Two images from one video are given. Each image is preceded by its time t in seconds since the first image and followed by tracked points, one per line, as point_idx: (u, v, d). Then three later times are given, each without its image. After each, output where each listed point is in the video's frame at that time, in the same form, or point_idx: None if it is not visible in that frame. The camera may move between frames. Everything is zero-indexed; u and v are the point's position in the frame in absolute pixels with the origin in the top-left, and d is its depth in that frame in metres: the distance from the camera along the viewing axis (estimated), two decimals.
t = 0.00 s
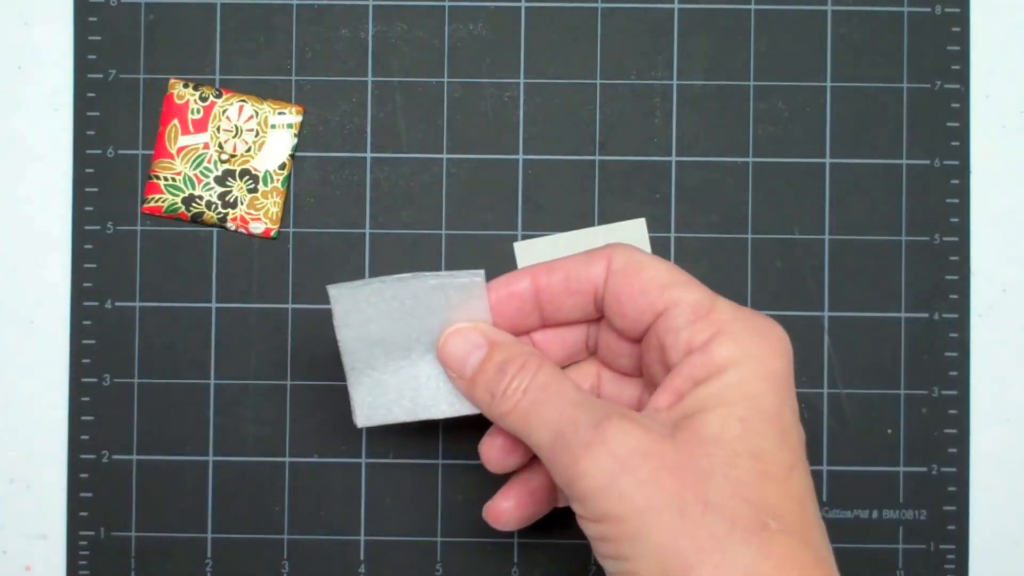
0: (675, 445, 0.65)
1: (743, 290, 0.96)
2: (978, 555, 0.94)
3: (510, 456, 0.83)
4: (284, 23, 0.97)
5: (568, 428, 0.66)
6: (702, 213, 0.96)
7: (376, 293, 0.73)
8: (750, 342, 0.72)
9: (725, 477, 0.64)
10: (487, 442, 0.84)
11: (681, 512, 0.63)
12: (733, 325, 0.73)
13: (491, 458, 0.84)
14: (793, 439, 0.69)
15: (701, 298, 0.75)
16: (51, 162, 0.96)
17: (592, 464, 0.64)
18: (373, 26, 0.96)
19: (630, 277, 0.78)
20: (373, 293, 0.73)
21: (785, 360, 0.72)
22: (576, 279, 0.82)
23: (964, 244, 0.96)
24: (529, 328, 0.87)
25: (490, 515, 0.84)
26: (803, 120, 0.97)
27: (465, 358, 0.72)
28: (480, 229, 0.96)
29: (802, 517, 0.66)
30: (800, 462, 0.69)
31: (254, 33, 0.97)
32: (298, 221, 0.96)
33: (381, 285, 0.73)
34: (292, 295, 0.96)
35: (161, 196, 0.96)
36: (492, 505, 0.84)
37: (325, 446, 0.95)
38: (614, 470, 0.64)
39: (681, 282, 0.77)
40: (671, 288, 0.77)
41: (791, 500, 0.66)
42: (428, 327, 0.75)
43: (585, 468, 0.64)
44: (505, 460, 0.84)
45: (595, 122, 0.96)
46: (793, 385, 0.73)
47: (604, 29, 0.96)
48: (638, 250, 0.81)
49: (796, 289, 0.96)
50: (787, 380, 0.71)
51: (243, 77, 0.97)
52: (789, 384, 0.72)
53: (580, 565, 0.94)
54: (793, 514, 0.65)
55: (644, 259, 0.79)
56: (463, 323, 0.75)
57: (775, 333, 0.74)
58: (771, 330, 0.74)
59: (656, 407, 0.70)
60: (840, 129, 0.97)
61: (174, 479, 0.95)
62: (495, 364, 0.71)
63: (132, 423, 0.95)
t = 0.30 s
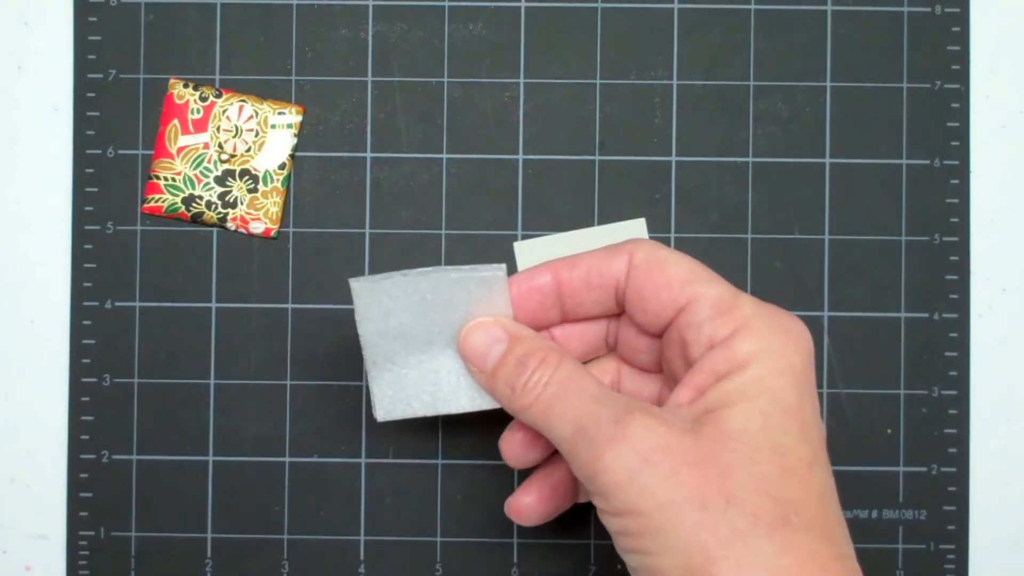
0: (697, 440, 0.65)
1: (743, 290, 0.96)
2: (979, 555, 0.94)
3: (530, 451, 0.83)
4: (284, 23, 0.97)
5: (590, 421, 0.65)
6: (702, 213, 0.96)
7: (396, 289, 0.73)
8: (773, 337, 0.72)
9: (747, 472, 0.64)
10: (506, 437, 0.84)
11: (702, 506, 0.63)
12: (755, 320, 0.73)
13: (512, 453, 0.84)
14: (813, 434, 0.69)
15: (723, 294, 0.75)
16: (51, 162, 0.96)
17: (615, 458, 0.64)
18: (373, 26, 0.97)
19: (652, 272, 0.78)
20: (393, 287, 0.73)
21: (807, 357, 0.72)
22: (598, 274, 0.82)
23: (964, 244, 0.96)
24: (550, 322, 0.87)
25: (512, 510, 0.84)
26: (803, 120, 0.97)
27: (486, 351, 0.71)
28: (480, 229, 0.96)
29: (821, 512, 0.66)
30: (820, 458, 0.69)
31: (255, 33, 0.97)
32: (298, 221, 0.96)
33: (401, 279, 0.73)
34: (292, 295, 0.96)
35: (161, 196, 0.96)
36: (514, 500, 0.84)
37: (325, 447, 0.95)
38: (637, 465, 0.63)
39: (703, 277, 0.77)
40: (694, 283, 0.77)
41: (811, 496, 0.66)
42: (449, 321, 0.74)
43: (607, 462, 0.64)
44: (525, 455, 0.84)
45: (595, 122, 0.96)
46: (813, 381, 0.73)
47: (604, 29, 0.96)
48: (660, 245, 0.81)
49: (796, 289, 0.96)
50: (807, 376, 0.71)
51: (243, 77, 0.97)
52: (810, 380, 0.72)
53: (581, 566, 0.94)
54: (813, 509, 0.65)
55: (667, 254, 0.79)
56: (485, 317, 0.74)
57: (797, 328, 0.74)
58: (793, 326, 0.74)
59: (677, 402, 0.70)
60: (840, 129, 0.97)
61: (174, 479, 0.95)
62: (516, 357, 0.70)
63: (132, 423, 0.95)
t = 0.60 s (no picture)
0: (678, 419, 0.65)
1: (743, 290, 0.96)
2: (979, 555, 0.94)
3: (511, 437, 0.84)
4: (284, 23, 0.97)
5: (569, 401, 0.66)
6: (702, 213, 0.96)
7: (377, 274, 0.73)
8: (752, 317, 0.72)
9: (727, 451, 0.64)
10: (488, 423, 0.84)
11: (684, 485, 0.62)
12: (735, 302, 0.73)
13: (494, 440, 0.84)
14: (794, 414, 0.69)
15: (703, 276, 0.75)
16: (50, 162, 0.96)
17: (595, 437, 0.64)
18: (373, 26, 0.97)
19: (632, 255, 0.79)
20: (374, 272, 0.73)
21: (787, 337, 0.72)
22: (579, 258, 0.82)
23: (964, 243, 0.96)
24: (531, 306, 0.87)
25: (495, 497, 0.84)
26: (803, 120, 0.97)
27: (466, 334, 0.71)
28: (480, 229, 0.96)
29: (805, 491, 0.66)
30: (802, 437, 0.69)
31: (255, 33, 0.97)
32: (298, 221, 0.96)
33: (382, 263, 0.73)
34: (292, 295, 0.96)
35: (161, 195, 0.96)
36: (497, 486, 0.84)
37: (324, 447, 0.95)
38: (618, 445, 0.63)
39: (684, 260, 0.77)
40: (674, 266, 0.77)
41: (794, 475, 0.66)
42: (431, 305, 0.74)
43: (588, 442, 0.64)
44: (507, 441, 0.84)
45: (595, 122, 0.96)
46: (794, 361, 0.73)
47: (604, 29, 0.96)
48: (640, 229, 0.81)
49: (797, 289, 0.96)
50: (788, 356, 0.72)
51: (243, 77, 0.97)
52: (791, 360, 0.72)
53: (580, 566, 0.94)
54: (796, 487, 0.65)
55: (647, 238, 0.79)
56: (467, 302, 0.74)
57: (777, 308, 0.74)
58: (773, 306, 0.74)
59: (658, 384, 0.70)
60: (840, 129, 0.97)
61: (174, 479, 0.95)
62: (497, 340, 0.70)
63: (132, 423, 0.95)
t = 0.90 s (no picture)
0: (701, 406, 0.65)
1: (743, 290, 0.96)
2: (979, 555, 0.94)
3: (531, 424, 0.84)
4: (284, 22, 0.97)
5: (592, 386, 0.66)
6: (702, 213, 0.96)
7: (399, 255, 0.73)
8: (776, 307, 0.72)
9: (749, 439, 0.64)
10: (506, 410, 0.84)
11: (705, 472, 0.62)
12: (759, 291, 0.73)
13: (513, 426, 0.84)
14: (816, 404, 0.69)
15: (726, 265, 0.76)
16: (50, 162, 0.96)
17: (617, 422, 0.64)
18: (373, 26, 0.96)
19: (656, 244, 0.79)
20: (396, 252, 0.73)
21: (810, 327, 0.73)
22: (601, 245, 0.83)
23: (964, 243, 0.96)
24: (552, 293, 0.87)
25: (514, 483, 0.85)
26: (803, 120, 0.97)
27: (488, 318, 0.71)
28: (480, 229, 0.96)
29: (825, 481, 0.66)
30: (823, 428, 0.69)
31: (255, 33, 0.97)
32: (298, 221, 0.96)
33: (405, 243, 0.73)
34: (292, 295, 0.95)
35: (161, 195, 0.96)
36: (516, 472, 0.85)
37: (324, 447, 0.95)
38: (640, 431, 0.63)
39: (707, 249, 0.78)
40: (696, 255, 0.77)
41: (815, 465, 0.66)
42: (452, 288, 0.74)
43: (610, 427, 0.64)
44: (526, 428, 0.84)
45: (595, 122, 0.96)
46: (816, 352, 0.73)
47: (604, 29, 0.96)
48: (663, 218, 0.82)
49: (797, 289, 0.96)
50: (810, 347, 0.72)
51: (243, 76, 0.97)
52: (813, 351, 0.72)
53: (580, 566, 0.94)
54: (817, 478, 0.65)
55: (671, 227, 0.80)
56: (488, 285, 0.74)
57: (800, 299, 0.74)
58: (796, 297, 0.74)
59: (680, 371, 0.70)
60: (840, 129, 0.97)
61: (174, 479, 0.95)
62: (520, 324, 0.70)
63: (132, 423, 0.95)
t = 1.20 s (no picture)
0: (742, 407, 0.65)
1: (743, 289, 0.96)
2: (977, 554, 0.95)
3: (565, 415, 0.84)
4: (284, 22, 0.97)
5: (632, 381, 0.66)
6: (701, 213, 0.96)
7: (443, 238, 0.72)
8: (823, 308, 0.72)
9: (790, 441, 0.64)
10: (541, 401, 0.84)
11: (743, 473, 0.63)
12: (805, 292, 0.73)
13: (547, 417, 0.84)
14: (858, 409, 0.69)
15: (773, 264, 0.76)
16: (51, 162, 0.96)
17: (658, 418, 0.64)
18: (373, 26, 0.97)
19: (703, 239, 0.80)
20: (440, 235, 0.72)
21: (856, 331, 0.72)
22: (647, 237, 0.83)
23: (963, 243, 0.96)
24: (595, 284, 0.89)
25: (544, 473, 0.85)
26: (802, 120, 0.97)
27: (529, 307, 0.71)
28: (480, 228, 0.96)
29: (861, 486, 0.66)
30: (862, 433, 0.69)
31: (254, 33, 0.97)
32: (297, 220, 0.96)
33: (449, 226, 0.72)
34: (291, 294, 0.96)
35: (161, 195, 0.96)
36: (547, 463, 0.85)
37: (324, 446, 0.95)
38: (680, 429, 0.63)
39: (753, 247, 0.78)
40: (742, 253, 0.77)
41: (852, 470, 0.66)
42: (495, 274, 0.73)
43: (650, 423, 0.64)
44: (561, 419, 0.84)
45: (594, 122, 0.96)
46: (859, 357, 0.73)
47: (603, 28, 0.97)
48: (709, 214, 0.82)
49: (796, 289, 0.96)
50: (854, 352, 0.71)
51: (243, 76, 0.97)
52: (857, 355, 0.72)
53: (579, 566, 0.95)
54: (853, 483, 0.66)
55: (719, 223, 0.80)
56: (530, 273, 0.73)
57: (845, 301, 0.74)
58: (842, 299, 0.74)
59: (722, 369, 0.71)
60: (839, 128, 0.97)
61: (174, 478, 0.95)
62: (564, 314, 0.70)
63: (132, 422, 0.96)
